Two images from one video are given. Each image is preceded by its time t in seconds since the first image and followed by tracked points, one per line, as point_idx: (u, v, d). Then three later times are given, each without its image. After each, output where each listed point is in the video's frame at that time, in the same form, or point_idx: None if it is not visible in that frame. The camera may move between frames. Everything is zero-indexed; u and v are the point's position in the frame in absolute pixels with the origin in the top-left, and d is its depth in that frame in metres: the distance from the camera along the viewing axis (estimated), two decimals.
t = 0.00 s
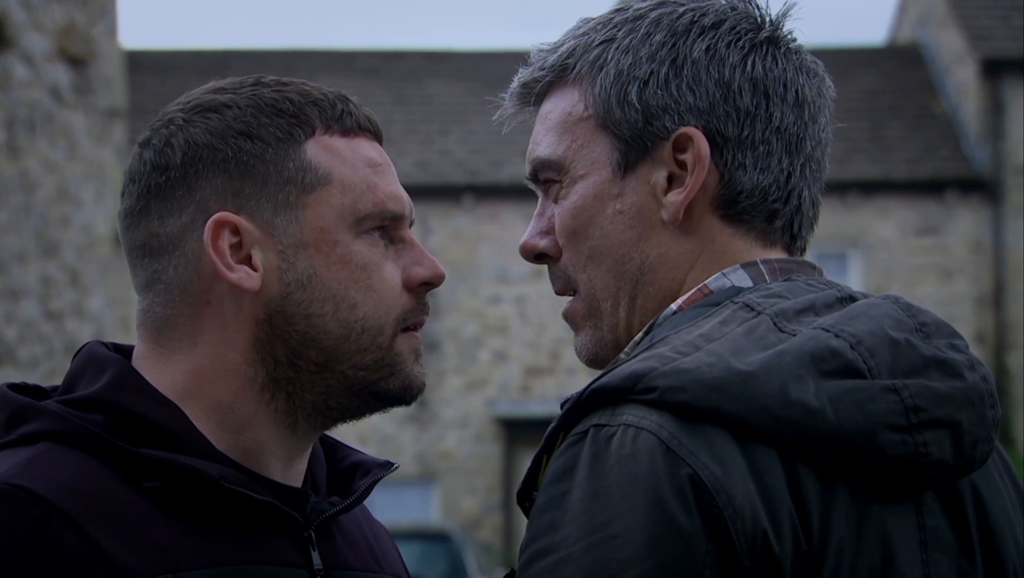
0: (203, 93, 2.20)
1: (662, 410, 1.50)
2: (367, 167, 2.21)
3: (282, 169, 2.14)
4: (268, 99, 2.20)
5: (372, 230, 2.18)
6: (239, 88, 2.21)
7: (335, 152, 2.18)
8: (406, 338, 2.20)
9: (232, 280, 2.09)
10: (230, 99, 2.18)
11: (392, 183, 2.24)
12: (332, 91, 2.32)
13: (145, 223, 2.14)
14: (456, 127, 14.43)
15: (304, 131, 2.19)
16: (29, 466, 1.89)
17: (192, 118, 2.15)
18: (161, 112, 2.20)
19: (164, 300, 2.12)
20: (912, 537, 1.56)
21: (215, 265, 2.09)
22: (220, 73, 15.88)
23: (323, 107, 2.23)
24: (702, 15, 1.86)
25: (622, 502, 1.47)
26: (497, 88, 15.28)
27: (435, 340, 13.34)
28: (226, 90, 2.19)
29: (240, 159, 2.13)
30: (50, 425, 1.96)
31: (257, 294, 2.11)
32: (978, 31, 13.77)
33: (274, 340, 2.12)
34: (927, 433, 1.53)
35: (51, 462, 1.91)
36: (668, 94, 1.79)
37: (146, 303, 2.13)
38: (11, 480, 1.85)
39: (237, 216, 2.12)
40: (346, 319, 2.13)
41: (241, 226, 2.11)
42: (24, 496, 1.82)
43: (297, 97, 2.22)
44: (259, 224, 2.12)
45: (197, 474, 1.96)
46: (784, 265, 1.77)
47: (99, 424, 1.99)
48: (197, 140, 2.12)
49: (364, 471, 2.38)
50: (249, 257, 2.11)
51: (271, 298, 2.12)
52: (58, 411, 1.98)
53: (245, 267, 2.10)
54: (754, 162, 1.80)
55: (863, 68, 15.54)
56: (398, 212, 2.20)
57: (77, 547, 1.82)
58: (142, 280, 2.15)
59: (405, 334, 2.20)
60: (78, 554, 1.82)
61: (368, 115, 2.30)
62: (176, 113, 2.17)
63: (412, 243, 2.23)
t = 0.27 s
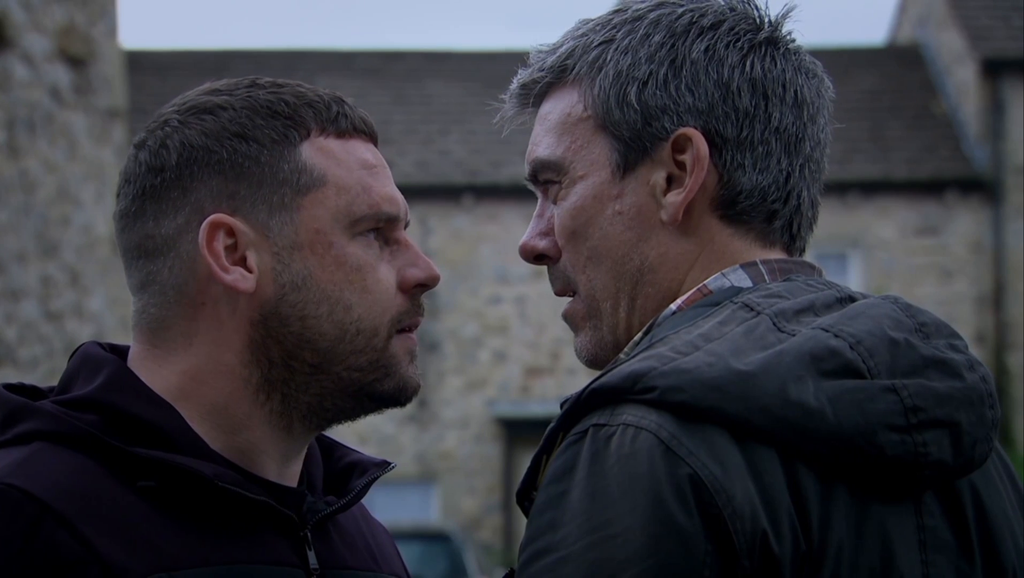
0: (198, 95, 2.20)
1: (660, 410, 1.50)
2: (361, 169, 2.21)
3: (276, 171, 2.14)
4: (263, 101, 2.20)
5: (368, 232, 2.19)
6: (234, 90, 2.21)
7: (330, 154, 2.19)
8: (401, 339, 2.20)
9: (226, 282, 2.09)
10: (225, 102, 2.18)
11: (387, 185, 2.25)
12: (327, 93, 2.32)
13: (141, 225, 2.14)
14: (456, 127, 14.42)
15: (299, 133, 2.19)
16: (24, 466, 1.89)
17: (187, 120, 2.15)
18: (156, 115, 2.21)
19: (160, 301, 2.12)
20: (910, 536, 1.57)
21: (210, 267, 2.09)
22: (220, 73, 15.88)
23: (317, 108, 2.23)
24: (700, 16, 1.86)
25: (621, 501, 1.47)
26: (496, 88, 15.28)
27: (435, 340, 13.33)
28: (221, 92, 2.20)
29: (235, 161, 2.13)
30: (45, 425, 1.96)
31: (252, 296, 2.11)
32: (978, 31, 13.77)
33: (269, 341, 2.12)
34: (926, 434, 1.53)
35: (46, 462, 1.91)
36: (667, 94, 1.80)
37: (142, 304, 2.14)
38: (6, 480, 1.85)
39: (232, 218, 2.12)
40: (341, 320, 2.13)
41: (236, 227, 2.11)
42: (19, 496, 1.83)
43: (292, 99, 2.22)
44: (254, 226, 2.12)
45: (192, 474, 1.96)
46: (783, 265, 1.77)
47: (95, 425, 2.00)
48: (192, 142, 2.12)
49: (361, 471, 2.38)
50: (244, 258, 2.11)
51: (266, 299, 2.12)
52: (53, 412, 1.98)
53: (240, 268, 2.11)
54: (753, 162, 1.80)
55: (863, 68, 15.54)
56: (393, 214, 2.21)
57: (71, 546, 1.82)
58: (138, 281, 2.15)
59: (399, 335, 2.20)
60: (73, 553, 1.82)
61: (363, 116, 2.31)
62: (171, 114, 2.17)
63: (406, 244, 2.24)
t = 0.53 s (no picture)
0: (192, 95, 2.20)
1: (660, 410, 1.50)
2: (356, 170, 2.21)
3: (271, 172, 2.14)
4: (257, 101, 2.20)
5: (363, 232, 2.19)
6: (228, 90, 2.21)
7: (325, 154, 2.19)
8: (395, 341, 2.21)
9: (222, 282, 2.09)
10: (218, 102, 2.17)
11: (383, 186, 2.25)
12: (322, 93, 2.32)
13: (135, 226, 2.14)
14: (456, 128, 14.42)
15: (294, 133, 2.19)
16: (19, 465, 1.89)
17: (182, 120, 2.15)
18: (150, 115, 2.21)
19: (154, 302, 2.12)
20: (910, 535, 1.57)
21: (205, 267, 2.09)
22: (220, 74, 15.88)
23: (312, 109, 2.23)
24: (700, 17, 1.86)
25: (621, 500, 1.47)
26: (496, 89, 15.29)
27: (435, 341, 13.33)
28: (214, 93, 2.19)
29: (229, 161, 2.13)
30: (39, 426, 1.96)
31: (247, 297, 2.11)
32: (978, 31, 13.78)
33: (265, 341, 2.13)
34: (925, 434, 1.53)
35: (40, 462, 1.91)
36: (668, 95, 1.80)
37: (136, 305, 2.13)
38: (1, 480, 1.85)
39: (226, 219, 2.11)
40: (335, 320, 2.14)
41: (230, 228, 2.11)
42: (13, 496, 1.83)
43: (286, 99, 2.22)
44: (249, 227, 2.12)
45: (188, 475, 1.96)
46: (784, 265, 1.77)
47: (89, 425, 2.00)
48: (186, 143, 2.12)
49: (357, 471, 2.38)
50: (239, 259, 2.11)
51: (260, 300, 2.12)
52: (48, 413, 1.98)
53: (234, 269, 2.10)
54: (754, 163, 1.80)
55: (863, 68, 15.55)
56: (387, 215, 2.21)
57: (65, 546, 1.82)
58: (133, 282, 2.15)
59: (393, 336, 2.20)
60: (67, 554, 1.82)
61: (357, 117, 2.31)
62: (166, 115, 2.17)
63: (401, 245, 2.24)
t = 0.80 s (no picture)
0: (191, 95, 2.20)
1: (659, 408, 1.50)
2: (356, 169, 2.21)
3: (272, 172, 2.14)
4: (257, 100, 2.19)
5: (363, 232, 2.19)
6: (227, 90, 2.21)
7: (325, 153, 2.18)
8: (396, 340, 2.21)
9: (222, 283, 2.09)
10: (218, 102, 2.17)
11: (383, 185, 2.25)
12: (321, 92, 2.32)
13: (136, 226, 2.14)
14: (456, 128, 14.41)
15: (294, 133, 2.19)
16: (17, 469, 1.89)
17: (182, 120, 2.15)
18: (150, 115, 2.20)
19: (154, 302, 2.12)
20: (910, 535, 1.57)
21: (205, 268, 2.08)
22: (221, 74, 15.88)
23: (312, 108, 2.23)
24: (699, 17, 1.86)
25: (620, 499, 1.47)
26: (496, 89, 15.29)
27: (435, 341, 13.33)
28: (214, 92, 2.19)
29: (229, 161, 2.13)
30: (38, 429, 1.96)
31: (247, 298, 2.11)
32: (977, 31, 13.78)
33: (266, 342, 2.12)
34: (924, 433, 1.53)
35: (39, 465, 1.91)
36: (667, 95, 1.80)
37: (136, 306, 2.13)
38: None
39: (227, 219, 2.11)
40: (336, 321, 2.14)
41: (230, 228, 2.11)
42: (11, 499, 1.82)
43: (286, 99, 2.22)
44: (249, 227, 2.12)
45: (187, 478, 1.96)
46: (784, 264, 1.77)
47: (88, 427, 2.00)
48: (186, 143, 2.12)
49: (358, 472, 2.38)
50: (240, 259, 2.11)
51: (261, 301, 2.12)
52: (46, 415, 1.98)
53: (235, 270, 2.10)
54: (753, 162, 1.80)
55: (863, 68, 15.56)
56: (388, 214, 2.21)
57: (63, 551, 1.82)
58: (133, 283, 2.15)
59: (394, 335, 2.20)
60: (65, 557, 1.82)
61: (356, 115, 2.31)
62: (165, 115, 2.17)
63: (402, 244, 2.24)
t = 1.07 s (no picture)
0: (194, 95, 2.20)
1: (658, 407, 1.50)
2: (361, 166, 2.21)
3: (276, 172, 2.14)
4: (259, 99, 2.19)
5: (369, 230, 2.19)
6: (230, 90, 2.21)
7: (328, 152, 2.19)
8: (404, 338, 2.21)
9: (228, 284, 2.09)
10: (221, 102, 2.17)
11: (387, 182, 2.25)
12: (323, 89, 2.32)
13: (140, 228, 2.14)
14: (456, 128, 14.41)
15: (297, 132, 2.19)
16: (21, 474, 1.89)
17: (185, 121, 2.15)
18: (152, 116, 2.21)
19: (160, 304, 2.12)
20: (910, 535, 1.57)
21: (211, 269, 2.09)
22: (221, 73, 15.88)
23: (314, 106, 2.23)
24: (697, 16, 1.86)
25: (616, 498, 1.47)
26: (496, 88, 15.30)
27: (435, 341, 13.34)
28: (216, 92, 2.19)
29: (233, 161, 2.13)
30: (43, 432, 1.96)
31: (253, 299, 2.11)
32: (977, 31, 13.78)
33: (273, 342, 2.13)
34: (921, 433, 1.53)
35: (42, 469, 1.91)
36: (665, 95, 1.80)
37: (142, 308, 2.14)
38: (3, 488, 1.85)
39: (231, 219, 2.11)
40: (345, 320, 2.13)
41: (237, 229, 2.11)
42: (14, 505, 1.82)
43: (288, 96, 2.22)
44: (254, 227, 2.12)
45: (190, 482, 1.96)
46: (783, 263, 1.77)
47: (92, 431, 2.00)
48: (188, 144, 2.12)
49: (367, 474, 2.39)
50: (246, 260, 2.11)
51: (267, 301, 2.12)
52: (51, 418, 1.98)
53: (242, 271, 2.10)
54: (752, 162, 1.80)
55: (863, 68, 15.57)
56: (393, 211, 2.21)
57: (66, 556, 1.82)
58: (137, 285, 2.15)
59: (403, 333, 2.20)
60: (68, 562, 1.82)
61: (358, 111, 2.31)
62: (167, 116, 2.17)
63: (408, 240, 2.24)
